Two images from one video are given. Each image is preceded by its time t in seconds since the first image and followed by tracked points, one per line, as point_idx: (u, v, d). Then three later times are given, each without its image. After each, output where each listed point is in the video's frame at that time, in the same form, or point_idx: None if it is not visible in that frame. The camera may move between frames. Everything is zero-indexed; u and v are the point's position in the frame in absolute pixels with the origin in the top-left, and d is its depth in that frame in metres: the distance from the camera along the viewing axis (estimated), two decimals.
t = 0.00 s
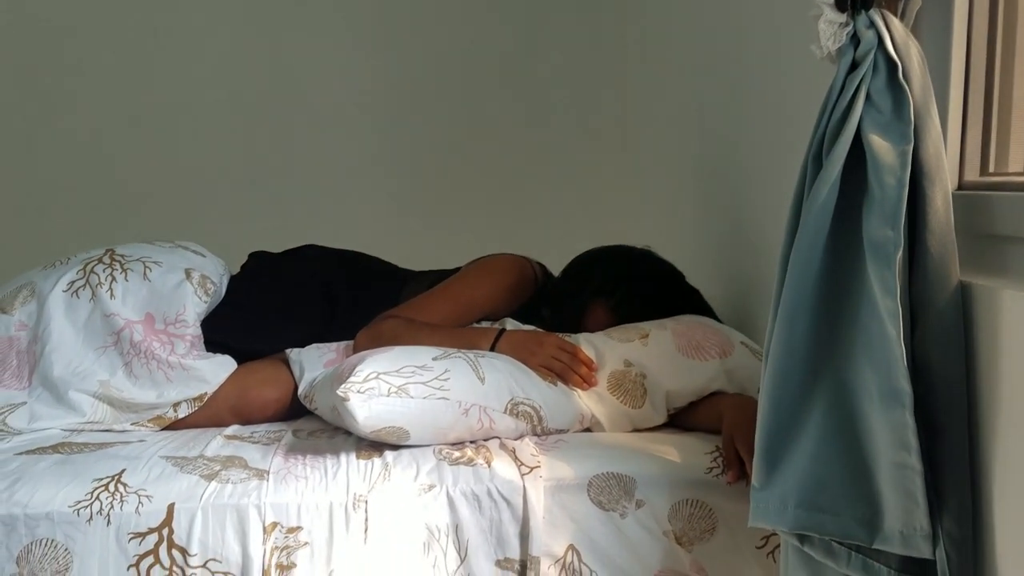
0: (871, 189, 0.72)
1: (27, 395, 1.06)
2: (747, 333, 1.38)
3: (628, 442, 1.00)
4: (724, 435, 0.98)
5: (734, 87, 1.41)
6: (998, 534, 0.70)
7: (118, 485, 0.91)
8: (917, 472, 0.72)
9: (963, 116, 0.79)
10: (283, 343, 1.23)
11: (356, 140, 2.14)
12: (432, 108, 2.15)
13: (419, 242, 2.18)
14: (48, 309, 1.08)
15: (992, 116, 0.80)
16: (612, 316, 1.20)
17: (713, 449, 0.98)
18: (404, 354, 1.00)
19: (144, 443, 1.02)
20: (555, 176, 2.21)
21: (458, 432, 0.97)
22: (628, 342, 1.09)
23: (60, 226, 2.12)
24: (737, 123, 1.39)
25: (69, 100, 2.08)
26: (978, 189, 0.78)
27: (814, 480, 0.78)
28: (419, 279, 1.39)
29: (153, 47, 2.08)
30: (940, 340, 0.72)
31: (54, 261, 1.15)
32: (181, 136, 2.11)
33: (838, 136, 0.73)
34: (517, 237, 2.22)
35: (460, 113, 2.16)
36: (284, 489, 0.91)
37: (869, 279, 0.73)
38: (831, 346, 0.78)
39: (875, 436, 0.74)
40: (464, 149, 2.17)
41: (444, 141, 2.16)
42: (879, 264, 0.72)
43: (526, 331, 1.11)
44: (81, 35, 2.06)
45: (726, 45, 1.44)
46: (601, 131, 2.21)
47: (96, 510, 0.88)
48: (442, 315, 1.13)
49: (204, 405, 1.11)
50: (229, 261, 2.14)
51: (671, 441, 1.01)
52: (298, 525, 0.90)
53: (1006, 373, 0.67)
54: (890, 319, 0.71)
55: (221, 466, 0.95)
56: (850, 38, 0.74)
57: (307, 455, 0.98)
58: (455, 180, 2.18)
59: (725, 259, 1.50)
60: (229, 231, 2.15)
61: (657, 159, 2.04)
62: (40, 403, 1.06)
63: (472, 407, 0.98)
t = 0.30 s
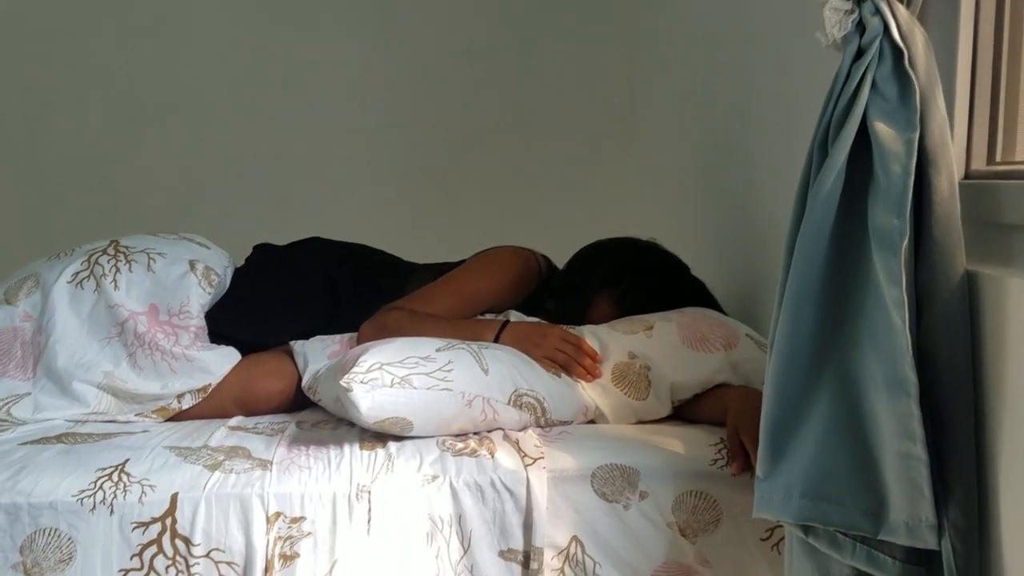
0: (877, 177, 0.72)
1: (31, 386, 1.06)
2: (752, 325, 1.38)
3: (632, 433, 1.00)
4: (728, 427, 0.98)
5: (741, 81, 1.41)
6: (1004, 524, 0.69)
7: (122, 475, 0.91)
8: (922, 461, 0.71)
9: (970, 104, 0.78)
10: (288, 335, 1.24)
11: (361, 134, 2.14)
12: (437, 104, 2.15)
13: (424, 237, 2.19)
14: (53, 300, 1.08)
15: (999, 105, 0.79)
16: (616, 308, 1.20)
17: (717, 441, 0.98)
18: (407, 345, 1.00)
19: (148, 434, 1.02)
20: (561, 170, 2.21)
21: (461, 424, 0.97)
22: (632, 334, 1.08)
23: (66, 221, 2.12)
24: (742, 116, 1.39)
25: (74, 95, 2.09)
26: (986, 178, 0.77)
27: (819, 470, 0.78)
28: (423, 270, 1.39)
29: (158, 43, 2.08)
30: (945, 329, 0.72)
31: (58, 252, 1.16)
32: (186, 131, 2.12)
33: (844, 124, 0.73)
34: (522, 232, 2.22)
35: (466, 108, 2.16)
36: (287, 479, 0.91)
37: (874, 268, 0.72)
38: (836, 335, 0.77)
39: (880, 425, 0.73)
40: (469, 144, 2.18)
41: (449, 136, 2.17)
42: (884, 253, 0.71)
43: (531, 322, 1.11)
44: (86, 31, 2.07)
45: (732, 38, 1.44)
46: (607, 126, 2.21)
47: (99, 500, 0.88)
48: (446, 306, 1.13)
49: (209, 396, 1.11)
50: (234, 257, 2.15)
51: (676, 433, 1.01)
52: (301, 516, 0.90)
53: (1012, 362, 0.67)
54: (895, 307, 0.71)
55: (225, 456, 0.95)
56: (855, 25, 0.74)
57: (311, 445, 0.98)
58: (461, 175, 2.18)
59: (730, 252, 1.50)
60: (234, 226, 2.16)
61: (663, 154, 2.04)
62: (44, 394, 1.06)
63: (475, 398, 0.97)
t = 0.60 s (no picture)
0: (888, 167, 0.71)
1: (41, 377, 1.07)
2: (760, 318, 1.38)
3: (640, 426, 1.00)
4: (737, 420, 0.98)
5: (750, 74, 1.40)
6: (1016, 514, 0.69)
7: (131, 465, 0.91)
8: (933, 452, 0.71)
9: (982, 94, 0.78)
10: (297, 327, 1.24)
11: (369, 131, 2.15)
12: (445, 100, 2.15)
13: (431, 232, 2.19)
14: (62, 291, 1.08)
15: (1011, 95, 0.79)
16: (625, 301, 1.20)
17: (726, 433, 0.97)
18: (415, 337, 1.00)
19: (157, 425, 1.03)
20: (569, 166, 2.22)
21: (470, 415, 0.97)
22: (641, 327, 1.08)
23: (76, 217, 2.13)
24: (752, 110, 1.39)
25: (83, 92, 2.09)
26: (997, 168, 0.77)
27: (829, 462, 0.77)
28: (432, 264, 1.39)
29: (166, 40, 2.09)
30: (957, 319, 0.72)
31: (68, 245, 1.16)
32: (194, 127, 2.12)
33: (855, 113, 0.73)
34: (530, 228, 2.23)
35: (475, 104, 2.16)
36: (296, 470, 0.91)
37: (885, 258, 0.72)
38: (846, 326, 0.77)
39: (891, 416, 0.73)
40: (477, 140, 2.18)
41: (457, 132, 2.17)
42: (896, 243, 0.71)
43: (539, 315, 1.11)
44: (95, 27, 2.08)
45: (741, 32, 1.44)
46: (615, 123, 2.21)
47: (108, 490, 0.88)
48: (454, 299, 1.13)
49: (217, 388, 1.11)
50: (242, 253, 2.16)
51: (684, 426, 1.00)
52: (309, 506, 0.90)
53: None
54: (907, 298, 0.71)
55: (234, 447, 0.96)
56: (867, 14, 0.73)
57: (319, 437, 0.99)
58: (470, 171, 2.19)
59: (738, 247, 1.50)
60: (242, 222, 2.17)
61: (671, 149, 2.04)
62: (53, 385, 1.06)
63: (484, 390, 0.97)
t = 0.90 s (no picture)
0: (902, 153, 0.71)
1: (49, 366, 1.07)
2: (770, 311, 1.38)
3: (649, 417, 0.99)
4: (747, 411, 0.97)
5: (760, 67, 1.40)
6: None
7: (138, 454, 0.91)
8: (947, 442, 0.70)
9: (996, 81, 0.78)
10: (305, 318, 1.24)
11: (377, 126, 2.15)
12: (453, 96, 2.16)
13: (439, 227, 2.20)
14: (70, 281, 1.08)
15: None
16: (633, 293, 1.20)
17: (735, 424, 0.97)
18: (423, 327, 1.00)
19: (165, 415, 1.02)
20: (576, 162, 2.22)
21: (477, 406, 0.97)
22: (650, 318, 1.08)
23: (84, 211, 2.14)
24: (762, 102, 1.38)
25: (92, 87, 2.10)
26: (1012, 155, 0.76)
27: (840, 452, 0.77)
28: (440, 255, 1.39)
29: (175, 35, 2.09)
30: (971, 307, 0.71)
31: (76, 235, 1.16)
32: (203, 122, 2.13)
33: (869, 99, 0.72)
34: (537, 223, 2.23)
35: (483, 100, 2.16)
36: (304, 459, 0.91)
37: (899, 246, 0.71)
38: (859, 314, 0.76)
39: (903, 405, 0.72)
40: (485, 136, 2.18)
41: (464, 128, 2.17)
42: (909, 230, 0.70)
43: (548, 306, 1.11)
44: (104, 22, 2.08)
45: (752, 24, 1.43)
46: (623, 118, 2.21)
47: (115, 478, 0.88)
48: (462, 289, 1.13)
49: (225, 378, 1.11)
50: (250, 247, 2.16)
51: (693, 417, 1.00)
52: (317, 495, 0.89)
53: None
54: (920, 285, 0.70)
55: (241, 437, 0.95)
56: None
57: (327, 426, 0.98)
58: (477, 166, 2.19)
59: (748, 239, 1.50)
60: (250, 217, 2.17)
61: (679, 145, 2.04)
62: (62, 375, 1.06)
63: (492, 380, 0.97)
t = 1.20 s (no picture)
0: (911, 140, 0.70)
1: (54, 357, 1.07)
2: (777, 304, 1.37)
3: (654, 408, 0.99)
4: (753, 403, 0.97)
5: (767, 60, 1.39)
6: None
7: (142, 443, 0.90)
8: (955, 431, 0.70)
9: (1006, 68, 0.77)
10: (310, 309, 1.24)
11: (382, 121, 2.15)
12: (459, 91, 2.15)
13: (445, 222, 2.19)
14: (75, 272, 1.08)
15: None
16: (638, 284, 1.19)
17: (742, 416, 0.96)
18: (427, 317, 1.00)
19: (169, 405, 1.02)
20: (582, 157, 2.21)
21: (481, 397, 0.96)
22: (656, 310, 1.07)
23: (91, 206, 2.15)
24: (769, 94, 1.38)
25: (98, 82, 2.10)
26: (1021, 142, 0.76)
27: (847, 442, 0.76)
28: (446, 247, 1.38)
29: (180, 31, 2.10)
30: (979, 295, 0.70)
31: (80, 226, 1.16)
32: (208, 118, 2.13)
33: (877, 85, 0.71)
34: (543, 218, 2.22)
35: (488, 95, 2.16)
36: (307, 449, 0.91)
37: (907, 233, 0.71)
38: (866, 303, 0.76)
39: (911, 394, 0.72)
40: (491, 131, 2.18)
41: (469, 123, 2.17)
42: (917, 217, 0.70)
43: (553, 297, 1.10)
44: (110, 18, 2.09)
45: (759, 17, 1.43)
46: (630, 114, 2.20)
47: (119, 467, 0.88)
48: (467, 281, 1.13)
49: (229, 369, 1.11)
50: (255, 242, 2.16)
51: (699, 408, 0.99)
52: (320, 485, 0.89)
53: None
54: (929, 273, 0.69)
55: (245, 427, 0.95)
56: None
57: (331, 417, 0.98)
58: (483, 161, 2.19)
59: (755, 233, 1.49)
60: (256, 212, 2.17)
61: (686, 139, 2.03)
62: (66, 365, 1.06)
63: (496, 370, 0.97)
